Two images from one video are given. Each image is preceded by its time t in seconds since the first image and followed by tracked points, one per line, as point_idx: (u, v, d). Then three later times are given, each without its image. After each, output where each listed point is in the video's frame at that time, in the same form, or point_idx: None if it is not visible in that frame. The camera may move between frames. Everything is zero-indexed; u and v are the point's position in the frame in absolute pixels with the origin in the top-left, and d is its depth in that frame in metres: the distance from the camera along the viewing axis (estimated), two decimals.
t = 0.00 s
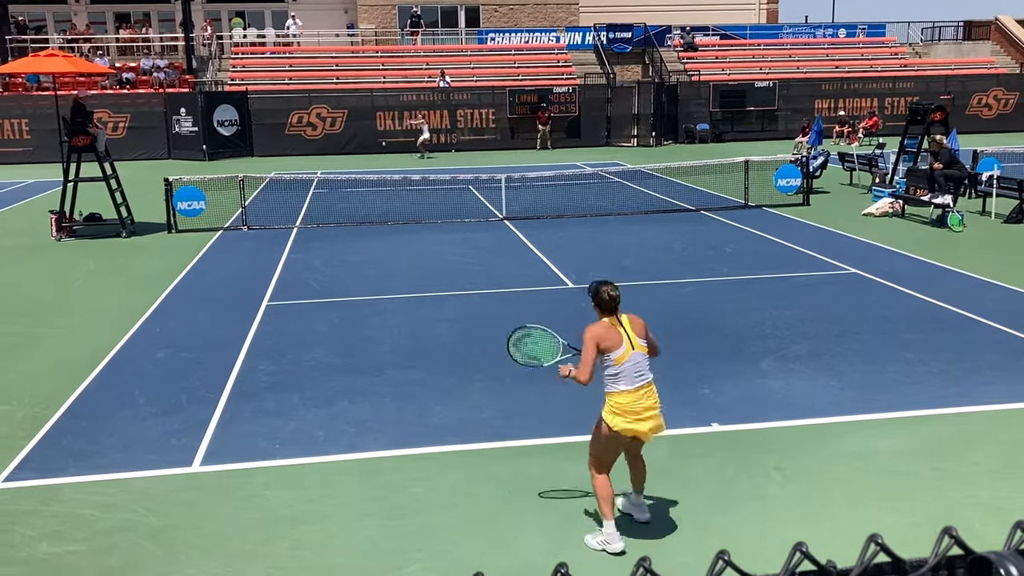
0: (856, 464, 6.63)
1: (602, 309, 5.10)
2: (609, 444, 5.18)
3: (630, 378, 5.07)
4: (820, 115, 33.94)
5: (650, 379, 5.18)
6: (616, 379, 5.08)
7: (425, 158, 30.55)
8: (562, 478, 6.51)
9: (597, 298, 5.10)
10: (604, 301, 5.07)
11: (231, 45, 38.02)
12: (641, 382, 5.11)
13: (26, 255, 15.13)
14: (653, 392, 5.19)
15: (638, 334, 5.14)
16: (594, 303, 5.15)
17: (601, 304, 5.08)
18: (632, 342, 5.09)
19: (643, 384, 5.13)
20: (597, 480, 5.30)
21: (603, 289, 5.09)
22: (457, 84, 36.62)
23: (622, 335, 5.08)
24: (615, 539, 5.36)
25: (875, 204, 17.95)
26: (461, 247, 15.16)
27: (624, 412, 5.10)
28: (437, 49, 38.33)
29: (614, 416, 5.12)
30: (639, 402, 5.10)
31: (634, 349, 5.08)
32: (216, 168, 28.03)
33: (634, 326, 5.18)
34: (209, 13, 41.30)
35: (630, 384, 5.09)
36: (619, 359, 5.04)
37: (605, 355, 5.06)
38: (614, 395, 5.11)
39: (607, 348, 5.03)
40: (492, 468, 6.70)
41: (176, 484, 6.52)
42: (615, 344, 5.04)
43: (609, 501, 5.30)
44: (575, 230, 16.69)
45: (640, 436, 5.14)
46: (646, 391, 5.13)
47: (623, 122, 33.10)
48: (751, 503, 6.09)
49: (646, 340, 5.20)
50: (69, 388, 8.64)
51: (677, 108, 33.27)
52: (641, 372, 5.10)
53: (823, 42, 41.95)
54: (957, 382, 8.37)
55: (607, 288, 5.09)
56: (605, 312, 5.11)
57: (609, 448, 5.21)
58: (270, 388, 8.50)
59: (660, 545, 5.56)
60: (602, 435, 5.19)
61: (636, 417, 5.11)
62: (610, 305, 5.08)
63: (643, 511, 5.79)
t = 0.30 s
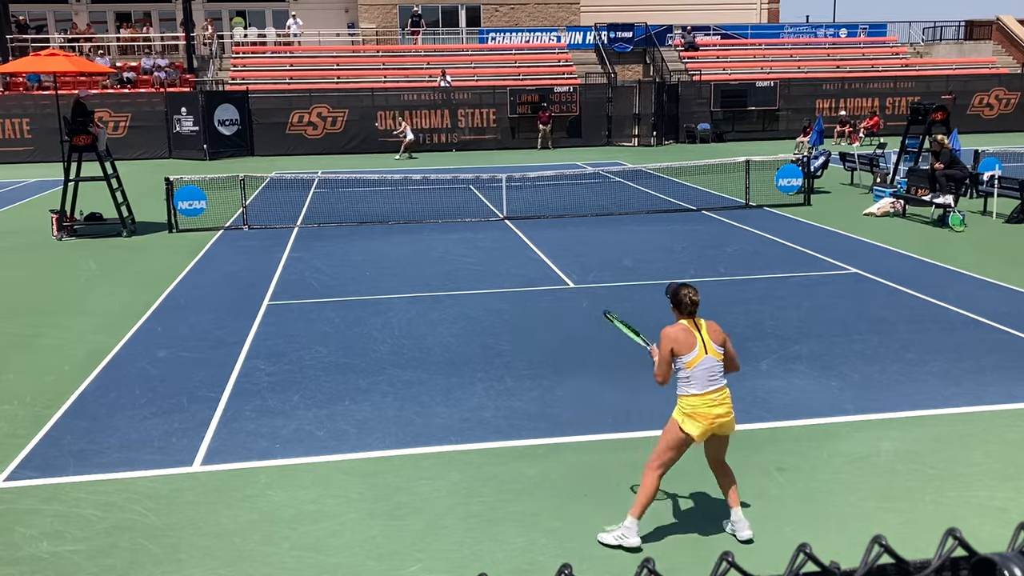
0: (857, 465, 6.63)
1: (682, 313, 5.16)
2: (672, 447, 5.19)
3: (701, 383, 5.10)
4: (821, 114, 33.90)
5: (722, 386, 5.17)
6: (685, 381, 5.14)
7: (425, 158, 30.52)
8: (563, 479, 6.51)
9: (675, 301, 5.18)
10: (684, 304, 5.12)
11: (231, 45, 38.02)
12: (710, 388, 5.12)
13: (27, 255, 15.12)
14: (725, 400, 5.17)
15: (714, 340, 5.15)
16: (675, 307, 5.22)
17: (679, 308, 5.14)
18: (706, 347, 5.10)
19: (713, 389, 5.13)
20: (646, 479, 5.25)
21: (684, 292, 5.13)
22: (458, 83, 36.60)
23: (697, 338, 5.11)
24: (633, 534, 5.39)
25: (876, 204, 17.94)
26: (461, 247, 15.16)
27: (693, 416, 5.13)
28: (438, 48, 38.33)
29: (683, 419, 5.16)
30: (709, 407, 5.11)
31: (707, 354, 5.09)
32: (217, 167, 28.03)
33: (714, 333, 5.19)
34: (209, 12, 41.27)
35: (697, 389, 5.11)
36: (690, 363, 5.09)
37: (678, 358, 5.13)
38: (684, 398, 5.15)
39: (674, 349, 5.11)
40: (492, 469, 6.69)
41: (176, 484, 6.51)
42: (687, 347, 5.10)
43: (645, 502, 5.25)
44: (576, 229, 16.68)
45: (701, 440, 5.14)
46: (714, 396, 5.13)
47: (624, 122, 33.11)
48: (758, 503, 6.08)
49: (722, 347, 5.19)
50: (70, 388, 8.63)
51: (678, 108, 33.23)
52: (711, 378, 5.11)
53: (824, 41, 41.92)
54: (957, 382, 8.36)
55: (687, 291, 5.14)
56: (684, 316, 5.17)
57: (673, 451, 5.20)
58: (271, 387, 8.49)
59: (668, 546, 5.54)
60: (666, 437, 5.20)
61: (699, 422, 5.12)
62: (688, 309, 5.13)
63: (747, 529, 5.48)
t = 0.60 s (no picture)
0: (856, 464, 6.63)
1: (739, 286, 5.26)
2: (733, 423, 5.28)
3: (751, 356, 5.16)
4: (820, 114, 33.92)
5: (776, 362, 5.20)
6: (734, 353, 5.21)
7: (424, 157, 30.51)
8: (562, 478, 6.51)
9: (732, 274, 5.29)
10: (739, 277, 5.22)
11: (230, 44, 38.03)
12: (761, 361, 5.16)
13: (26, 254, 15.11)
14: (778, 374, 5.18)
15: (766, 315, 5.20)
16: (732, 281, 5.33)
17: (735, 280, 5.25)
18: (756, 321, 5.17)
19: (764, 364, 5.17)
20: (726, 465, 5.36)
21: (736, 267, 5.25)
22: (457, 83, 36.60)
23: (747, 312, 5.20)
24: (737, 524, 5.34)
25: (875, 204, 17.95)
26: (460, 247, 15.17)
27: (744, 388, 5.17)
28: (438, 47, 38.33)
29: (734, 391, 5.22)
30: (760, 379, 5.15)
31: (757, 328, 5.16)
32: (216, 167, 28.02)
33: (768, 308, 5.24)
34: (208, 12, 41.28)
35: (746, 363, 5.17)
36: (741, 335, 5.17)
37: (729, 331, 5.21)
38: (734, 370, 5.23)
39: (724, 323, 5.22)
40: (491, 468, 6.70)
41: (176, 483, 6.51)
42: (737, 319, 5.19)
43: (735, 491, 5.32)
44: (575, 229, 16.68)
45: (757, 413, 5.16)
46: (766, 369, 5.16)
47: (623, 122, 33.15)
48: (767, 501, 6.08)
49: (776, 324, 5.23)
50: (69, 388, 8.63)
51: (677, 107, 33.23)
52: (760, 352, 5.16)
53: (823, 41, 41.96)
54: (956, 381, 8.37)
55: (743, 265, 5.25)
56: (740, 290, 5.27)
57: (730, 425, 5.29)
58: (271, 387, 8.49)
59: (672, 545, 5.55)
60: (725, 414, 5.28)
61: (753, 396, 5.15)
62: (744, 283, 5.24)
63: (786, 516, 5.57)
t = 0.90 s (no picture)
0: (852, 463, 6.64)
1: (806, 301, 5.20)
2: (793, 436, 5.28)
3: (814, 372, 5.14)
4: (817, 113, 33.95)
5: (839, 379, 5.15)
6: (797, 369, 5.20)
7: (421, 156, 30.50)
8: (559, 477, 6.52)
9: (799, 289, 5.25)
10: (807, 293, 5.17)
11: (227, 44, 38.00)
12: (823, 379, 5.13)
13: (23, 254, 15.10)
14: (839, 392, 5.13)
15: (832, 332, 5.14)
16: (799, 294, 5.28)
17: (801, 296, 5.21)
18: (820, 337, 5.14)
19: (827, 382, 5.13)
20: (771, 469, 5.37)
21: (806, 282, 5.20)
22: (454, 82, 36.57)
23: (813, 328, 5.16)
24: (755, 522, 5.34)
25: (871, 203, 17.96)
26: (457, 246, 15.17)
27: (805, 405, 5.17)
28: (435, 46, 38.30)
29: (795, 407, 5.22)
30: (822, 398, 5.12)
31: (820, 344, 5.12)
32: (212, 166, 28.00)
33: (835, 324, 5.19)
34: (205, 11, 41.22)
35: (806, 379, 5.16)
36: (804, 351, 5.14)
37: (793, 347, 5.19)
38: (795, 386, 5.22)
39: (789, 337, 5.19)
40: (488, 467, 6.70)
41: (173, 483, 6.51)
42: (802, 334, 5.17)
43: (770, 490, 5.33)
44: (572, 228, 16.68)
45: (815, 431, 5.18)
46: (827, 387, 5.12)
47: (620, 121, 33.16)
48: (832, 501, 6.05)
49: (844, 340, 5.17)
50: (65, 387, 8.62)
51: (674, 106, 33.22)
52: (821, 369, 5.14)
53: (820, 40, 42.01)
54: (953, 380, 8.38)
55: (811, 279, 5.18)
56: (808, 306, 5.22)
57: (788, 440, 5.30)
58: (268, 386, 8.49)
59: (670, 543, 5.57)
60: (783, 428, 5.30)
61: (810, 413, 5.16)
62: (812, 299, 5.17)
63: (856, 534, 5.31)
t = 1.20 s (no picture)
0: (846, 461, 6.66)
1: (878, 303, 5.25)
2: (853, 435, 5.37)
3: (870, 374, 5.19)
4: (811, 111, 34.00)
5: (899, 387, 5.13)
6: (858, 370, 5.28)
7: (416, 155, 30.49)
8: (555, 475, 6.53)
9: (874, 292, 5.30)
10: (879, 296, 5.20)
11: (222, 42, 37.97)
12: (881, 383, 5.15)
13: (18, 253, 15.07)
14: (893, 399, 5.12)
15: (894, 339, 5.13)
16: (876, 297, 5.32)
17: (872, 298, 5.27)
18: (881, 341, 5.15)
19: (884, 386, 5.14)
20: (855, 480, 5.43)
21: (884, 289, 5.21)
22: (449, 81, 36.56)
23: (876, 331, 5.20)
24: (834, 510, 5.64)
25: (866, 201, 18.01)
26: (453, 244, 15.19)
27: (858, 407, 5.24)
28: (430, 45, 38.30)
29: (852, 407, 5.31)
30: (875, 402, 5.16)
31: (879, 348, 5.15)
32: (207, 165, 27.96)
33: (902, 331, 5.16)
34: (200, 10, 41.16)
35: (864, 380, 5.21)
36: (863, 353, 5.21)
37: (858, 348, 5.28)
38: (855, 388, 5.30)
39: (855, 337, 5.29)
40: (484, 466, 6.71)
41: (168, 482, 6.51)
42: (866, 335, 5.24)
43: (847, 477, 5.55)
44: (567, 227, 16.69)
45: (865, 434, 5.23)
46: (881, 392, 5.15)
47: (615, 119, 33.20)
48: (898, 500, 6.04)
49: (907, 349, 5.11)
50: (60, 387, 8.61)
51: (669, 105, 33.25)
52: (877, 373, 5.17)
53: (815, 38, 42.10)
54: (948, 378, 8.40)
55: (884, 283, 5.21)
56: (880, 310, 5.25)
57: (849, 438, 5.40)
58: (263, 385, 8.49)
59: (666, 541, 5.58)
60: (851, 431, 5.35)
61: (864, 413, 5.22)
62: (882, 302, 5.21)
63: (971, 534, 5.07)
